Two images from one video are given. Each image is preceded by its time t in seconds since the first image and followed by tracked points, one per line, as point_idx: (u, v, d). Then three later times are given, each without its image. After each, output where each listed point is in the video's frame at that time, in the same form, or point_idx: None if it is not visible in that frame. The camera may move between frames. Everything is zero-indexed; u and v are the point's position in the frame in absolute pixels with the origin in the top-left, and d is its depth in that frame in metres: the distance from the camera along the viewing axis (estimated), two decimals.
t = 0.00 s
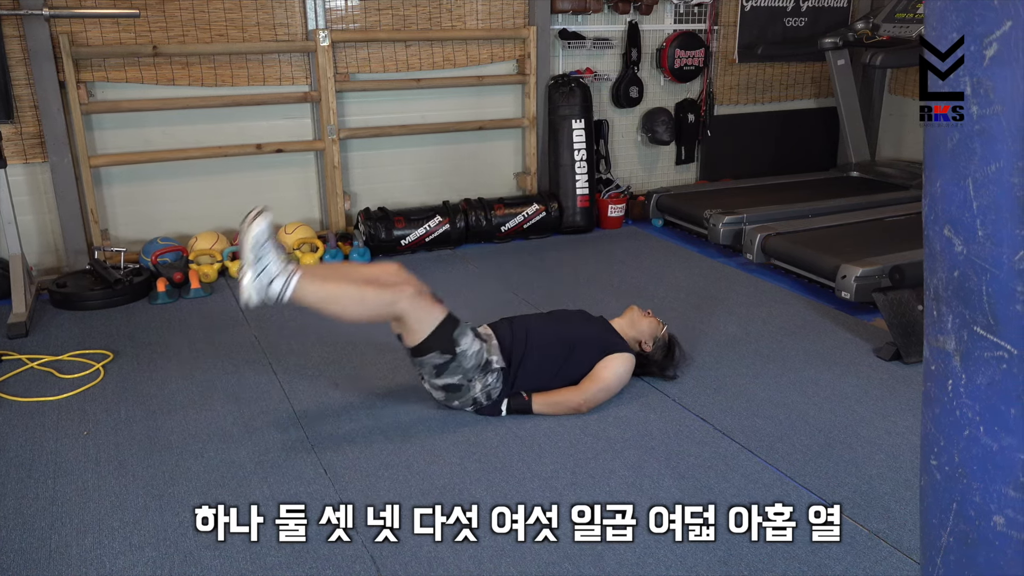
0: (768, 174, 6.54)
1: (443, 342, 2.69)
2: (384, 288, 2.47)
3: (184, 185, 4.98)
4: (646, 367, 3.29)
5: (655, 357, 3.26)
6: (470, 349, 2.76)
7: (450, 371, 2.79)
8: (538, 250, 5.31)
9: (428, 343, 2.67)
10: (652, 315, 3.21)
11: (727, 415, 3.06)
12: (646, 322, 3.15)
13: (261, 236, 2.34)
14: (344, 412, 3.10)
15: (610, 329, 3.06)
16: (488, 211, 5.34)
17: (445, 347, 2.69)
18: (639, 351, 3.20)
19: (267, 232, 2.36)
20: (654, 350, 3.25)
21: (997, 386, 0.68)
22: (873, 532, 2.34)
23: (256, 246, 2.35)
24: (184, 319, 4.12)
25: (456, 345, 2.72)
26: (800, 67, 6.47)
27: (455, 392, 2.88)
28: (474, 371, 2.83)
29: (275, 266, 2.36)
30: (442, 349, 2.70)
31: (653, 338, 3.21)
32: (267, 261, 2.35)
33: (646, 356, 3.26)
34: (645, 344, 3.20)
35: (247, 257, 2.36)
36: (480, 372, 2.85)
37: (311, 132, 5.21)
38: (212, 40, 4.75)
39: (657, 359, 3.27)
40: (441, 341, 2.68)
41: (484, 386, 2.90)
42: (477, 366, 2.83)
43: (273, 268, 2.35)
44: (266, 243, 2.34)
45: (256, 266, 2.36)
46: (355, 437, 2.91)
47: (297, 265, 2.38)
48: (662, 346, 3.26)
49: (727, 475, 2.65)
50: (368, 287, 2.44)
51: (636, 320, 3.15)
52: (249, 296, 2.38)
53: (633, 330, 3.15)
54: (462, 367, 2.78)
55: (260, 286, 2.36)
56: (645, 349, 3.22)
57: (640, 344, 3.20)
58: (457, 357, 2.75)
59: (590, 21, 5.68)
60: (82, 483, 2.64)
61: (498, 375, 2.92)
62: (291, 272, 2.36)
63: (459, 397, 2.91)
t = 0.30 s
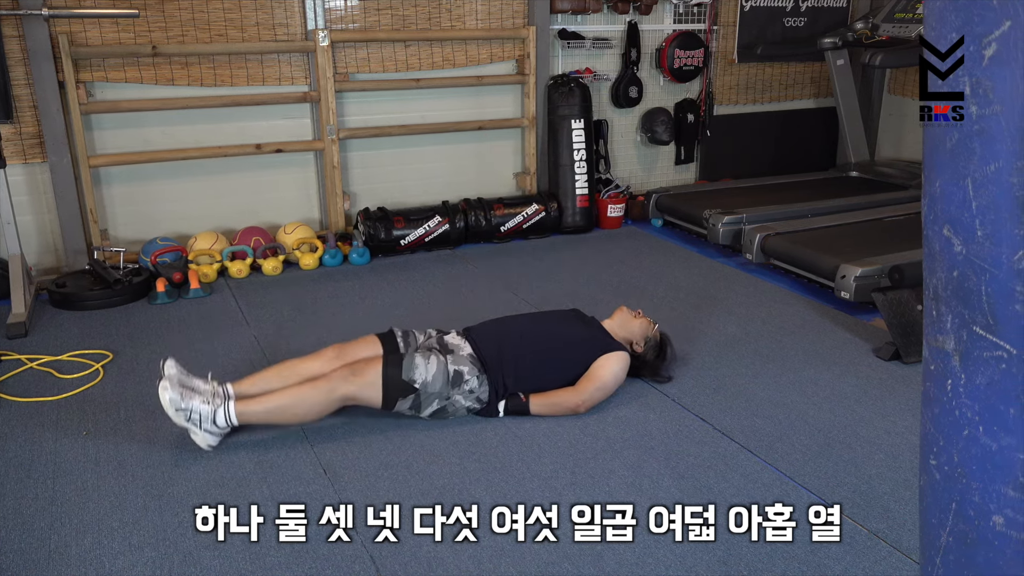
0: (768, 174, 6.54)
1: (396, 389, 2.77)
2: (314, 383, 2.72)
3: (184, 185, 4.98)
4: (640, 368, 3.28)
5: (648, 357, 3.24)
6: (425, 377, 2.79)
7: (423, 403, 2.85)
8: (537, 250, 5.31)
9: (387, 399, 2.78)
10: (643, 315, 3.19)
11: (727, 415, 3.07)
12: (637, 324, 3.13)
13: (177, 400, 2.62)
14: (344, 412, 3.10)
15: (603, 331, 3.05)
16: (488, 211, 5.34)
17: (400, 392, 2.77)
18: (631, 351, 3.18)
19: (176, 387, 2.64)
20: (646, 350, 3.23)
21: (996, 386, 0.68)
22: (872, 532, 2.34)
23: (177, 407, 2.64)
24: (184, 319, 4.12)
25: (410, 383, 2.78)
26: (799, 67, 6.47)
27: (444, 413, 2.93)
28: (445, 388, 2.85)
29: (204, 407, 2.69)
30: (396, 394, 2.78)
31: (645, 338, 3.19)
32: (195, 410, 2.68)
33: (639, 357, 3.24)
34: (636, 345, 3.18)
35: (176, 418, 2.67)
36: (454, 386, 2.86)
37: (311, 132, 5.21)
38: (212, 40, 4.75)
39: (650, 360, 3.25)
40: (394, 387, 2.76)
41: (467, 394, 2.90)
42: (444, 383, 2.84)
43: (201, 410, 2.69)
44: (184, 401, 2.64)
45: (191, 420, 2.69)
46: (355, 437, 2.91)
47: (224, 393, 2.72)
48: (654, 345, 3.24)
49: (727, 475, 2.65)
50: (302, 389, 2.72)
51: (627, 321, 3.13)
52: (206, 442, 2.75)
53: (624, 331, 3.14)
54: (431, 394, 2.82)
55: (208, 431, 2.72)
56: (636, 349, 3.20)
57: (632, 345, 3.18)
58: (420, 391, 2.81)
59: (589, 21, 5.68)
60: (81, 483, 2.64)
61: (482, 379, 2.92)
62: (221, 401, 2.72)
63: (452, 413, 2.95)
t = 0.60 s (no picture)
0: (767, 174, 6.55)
1: (410, 363, 2.64)
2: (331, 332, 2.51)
3: (182, 185, 4.98)
4: (639, 369, 3.27)
5: (650, 359, 3.25)
6: (439, 364, 2.70)
7: (428, 387, 2.77)
8: (536, 250, 5.31)
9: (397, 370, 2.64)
10: (646, 316, 3.20)
11: (726, 414, 3.07)
12: (640, 324, 3.14)
13: (201, 317, 2.42)
14: (342, 412, 3.10)
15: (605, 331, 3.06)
16: (487, 211, 5.34)
17: (412, 368, 2.65)
18: (633, 352, 3.20)
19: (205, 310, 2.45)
20: (648, 351, 3.24)
21: (995, 385, 0.68)
22: (871, 532, 2.34)
23: (199, 326, 2.44)
24: (183, 319, 4.12)
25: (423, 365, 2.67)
26: (798, 67, 6.47)
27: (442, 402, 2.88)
28: (452, 379, 2.79)
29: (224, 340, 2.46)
30: (406, 370, 2.65)
31: (647, 339, 3.21)
32: (215, 336, 2.45)
33: (641, 359, 3.25)
34: (638, 346, 3.21)
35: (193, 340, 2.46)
36: (461, 379, 2.82)
37: (310, 132, 5.21)
38: (211, 40, 4.75)
39: (650, 362, 3.26)
40: (408, 365, 2.63)
41: (470, 390, 2.87)
42: (455, 374, 2.78)
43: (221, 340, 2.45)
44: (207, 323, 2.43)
45: (206, 345, 2.46)
46: (354, 437, 2.91)
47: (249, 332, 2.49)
48: (656, 346, 3.26)
49: (726, 475, 2.65)
50: (317, 336, 2.50)
51: (629, 322, 3.14)
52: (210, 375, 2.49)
53: (626, 332, 3.15)
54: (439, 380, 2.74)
55: (216, 362, 2.47)
56: (638, 351, 3.22)
57: (634, 346, 3.20)
58: (429, 375, 2.71)
59: (588, 21, 5.68)
60: (80, 483, 2.64)
61: (484, 376, 2.89)
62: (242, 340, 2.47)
63: (450, 405, 2.92)
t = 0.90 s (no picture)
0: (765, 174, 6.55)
1: (480, 331, 2.63)
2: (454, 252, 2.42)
3: (180, 185, 4.98)
4: (640, 369, 3.27)
5: (652, 359, 3.25)
6: (493, 347, 2.71)
7: (468, 360, 2.71)
8: (535, 250, 5.31)
9: (461, 325, 2.60)
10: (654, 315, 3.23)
11: (724, 414, 3.07)
12: (648, 322, 3.17)
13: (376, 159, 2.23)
14: (340, 413, 3.10)
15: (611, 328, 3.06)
16: (485, 211, 5.34)
17: (476, 334, 2.62)
18: (639, 350, 3.22)
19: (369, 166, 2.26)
20: (654, 350, 3.25)
21: (993, 385, 0.68)
22: (869, 531, 2.34)
23: (365, 164, 2.22)
24: (181, 320, 4.11)
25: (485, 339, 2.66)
26: (796, 67, 6.48)
27: (459, 384, 2.79)
28: (487, 369, 2.78)
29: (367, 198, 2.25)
30: (470, 332, 2.61)
31: (654, 338, 3.23)
32: (368, 184, 2.23)
33: (645, 356, 3.26)
34: (645, 344, 3.22)
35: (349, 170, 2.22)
36: (491, 373, 2.81)
37: (308, 132, 5.21)
38: (209, 40, 4.75)
39: (655, 361, 3.26)
40: (476, 331, 2.62)
41: (488, 388, 2.86)
42: (493, 365, 2.78)
43: (369, 192, 2.23)
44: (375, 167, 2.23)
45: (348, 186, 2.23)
46: (352, 438, 2.91)
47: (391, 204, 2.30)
48: (662, 346, 3.26)
49: (724, 475, 2.65)
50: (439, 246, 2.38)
51: (638, 320, 3.17)
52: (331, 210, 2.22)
53: (634, 329, 3.17)
54: (483, 362, 2.72)
55: (346, 202, 2.22)
56: (645, 349, 3.24)
57: (641, 343, 3.22)
58: (480, 350, 2.69)
59: (586, 21, 5.68)
60: (78, 484, 2.64)
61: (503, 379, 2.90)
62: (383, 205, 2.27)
63: (460, 391, 2.84)
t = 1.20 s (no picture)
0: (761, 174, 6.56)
1: (518, 323, 2.69)
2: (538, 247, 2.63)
3: (177, 185, 4.97)
4: (638, 368, 3.27)
5: (650, 357, 3.25)
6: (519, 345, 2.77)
7: (492, 347, 2.74)
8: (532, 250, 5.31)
9: (501, 309, 2.67)
10: (652, 315, 3.23)
11: (721, 414, 3.07)
12: (645, 322, 3.18)
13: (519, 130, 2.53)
14: (337, 413, 3.09)
15: (608, 327, 3.07)
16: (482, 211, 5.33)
17: (511, 325, 2.68)
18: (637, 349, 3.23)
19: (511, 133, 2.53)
20: (652, 350, 3.24)
21: (989, 384, 0.68)
22: (868, 531, 2.34)
23: (508, 130, 2.53)
24: (178, 320, 4.11)
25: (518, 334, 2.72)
26: (794, 67, 6.48)
27: (470, 368, 2.78)
28: (503, 364, 2.80)
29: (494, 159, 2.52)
30: (506, 321, 2.67)
31: (652, 338, 3.23)
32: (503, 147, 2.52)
33: (642, 355, 3.25)
34: (643, 343, 3.23)
35: (493, 129, 2.52)
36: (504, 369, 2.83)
37: (305, 132, 5.21)
38: (206, 40, 4.74)
39: (652, 360, 3.25)
40: (514, 321, 2.69)
41: (492, 383, 2.86)
42: (510, 362, 2.81)
43: (497, 155, 2.52)
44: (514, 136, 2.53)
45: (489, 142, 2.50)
46: (350, 438, 2.91)
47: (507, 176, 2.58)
48: (660, 347, 3.26)
49: (721, 474, 2.65)
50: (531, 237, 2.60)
51: (635, 320, 3.19)
52: (460, 152, 2.49)
53: (632, 330, 3.19)
54: (506, 355, 2.77)
55: (476, 152, 2.49)
56: (643, 348, 3.23)
57: (639, 343, 3.22)
58: (508, 342, 2.73)
59: (584, 21, 5.69)
60: (76, 485, 2.63)
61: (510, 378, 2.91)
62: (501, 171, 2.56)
63: (467, 376, 2.82)
